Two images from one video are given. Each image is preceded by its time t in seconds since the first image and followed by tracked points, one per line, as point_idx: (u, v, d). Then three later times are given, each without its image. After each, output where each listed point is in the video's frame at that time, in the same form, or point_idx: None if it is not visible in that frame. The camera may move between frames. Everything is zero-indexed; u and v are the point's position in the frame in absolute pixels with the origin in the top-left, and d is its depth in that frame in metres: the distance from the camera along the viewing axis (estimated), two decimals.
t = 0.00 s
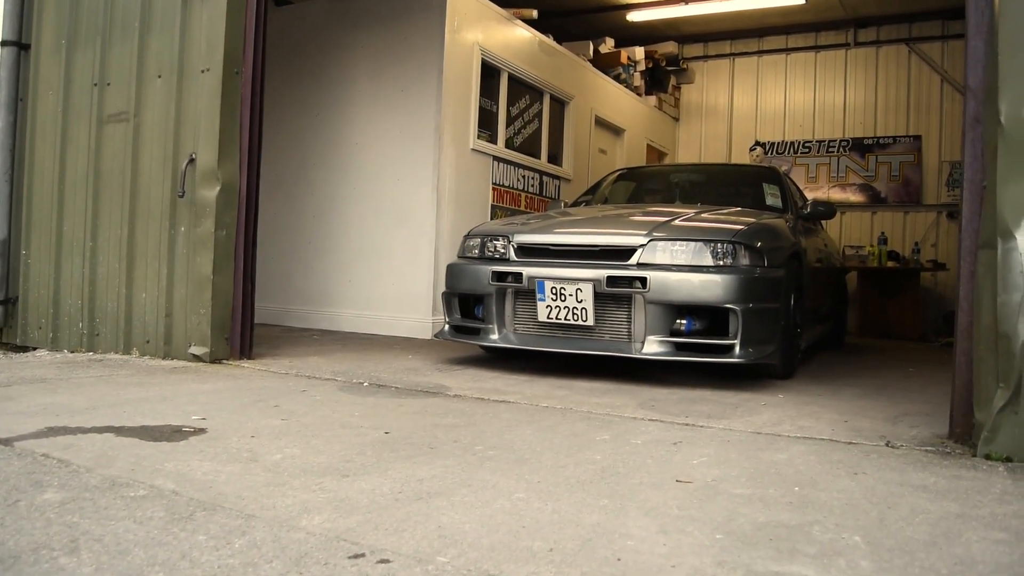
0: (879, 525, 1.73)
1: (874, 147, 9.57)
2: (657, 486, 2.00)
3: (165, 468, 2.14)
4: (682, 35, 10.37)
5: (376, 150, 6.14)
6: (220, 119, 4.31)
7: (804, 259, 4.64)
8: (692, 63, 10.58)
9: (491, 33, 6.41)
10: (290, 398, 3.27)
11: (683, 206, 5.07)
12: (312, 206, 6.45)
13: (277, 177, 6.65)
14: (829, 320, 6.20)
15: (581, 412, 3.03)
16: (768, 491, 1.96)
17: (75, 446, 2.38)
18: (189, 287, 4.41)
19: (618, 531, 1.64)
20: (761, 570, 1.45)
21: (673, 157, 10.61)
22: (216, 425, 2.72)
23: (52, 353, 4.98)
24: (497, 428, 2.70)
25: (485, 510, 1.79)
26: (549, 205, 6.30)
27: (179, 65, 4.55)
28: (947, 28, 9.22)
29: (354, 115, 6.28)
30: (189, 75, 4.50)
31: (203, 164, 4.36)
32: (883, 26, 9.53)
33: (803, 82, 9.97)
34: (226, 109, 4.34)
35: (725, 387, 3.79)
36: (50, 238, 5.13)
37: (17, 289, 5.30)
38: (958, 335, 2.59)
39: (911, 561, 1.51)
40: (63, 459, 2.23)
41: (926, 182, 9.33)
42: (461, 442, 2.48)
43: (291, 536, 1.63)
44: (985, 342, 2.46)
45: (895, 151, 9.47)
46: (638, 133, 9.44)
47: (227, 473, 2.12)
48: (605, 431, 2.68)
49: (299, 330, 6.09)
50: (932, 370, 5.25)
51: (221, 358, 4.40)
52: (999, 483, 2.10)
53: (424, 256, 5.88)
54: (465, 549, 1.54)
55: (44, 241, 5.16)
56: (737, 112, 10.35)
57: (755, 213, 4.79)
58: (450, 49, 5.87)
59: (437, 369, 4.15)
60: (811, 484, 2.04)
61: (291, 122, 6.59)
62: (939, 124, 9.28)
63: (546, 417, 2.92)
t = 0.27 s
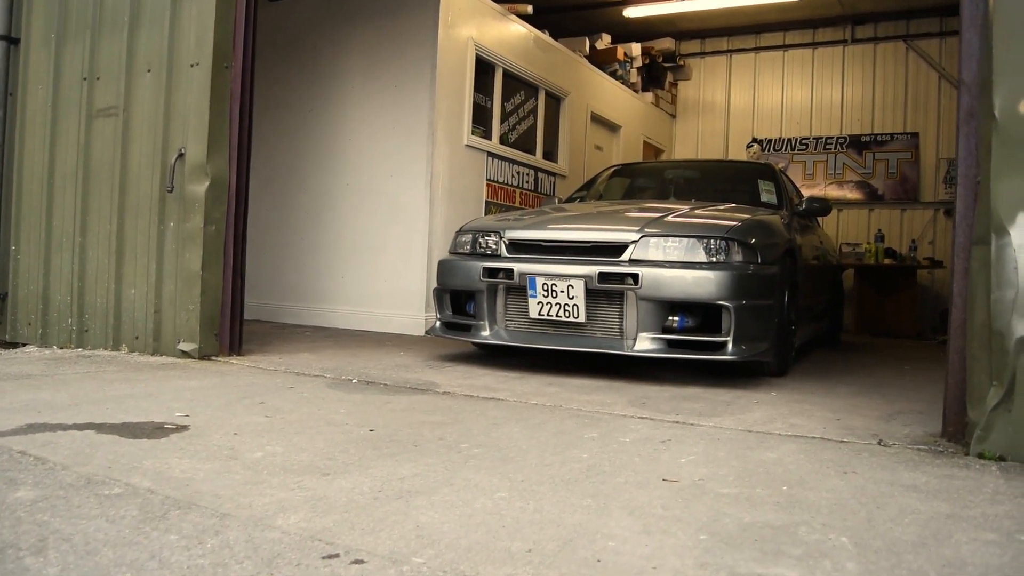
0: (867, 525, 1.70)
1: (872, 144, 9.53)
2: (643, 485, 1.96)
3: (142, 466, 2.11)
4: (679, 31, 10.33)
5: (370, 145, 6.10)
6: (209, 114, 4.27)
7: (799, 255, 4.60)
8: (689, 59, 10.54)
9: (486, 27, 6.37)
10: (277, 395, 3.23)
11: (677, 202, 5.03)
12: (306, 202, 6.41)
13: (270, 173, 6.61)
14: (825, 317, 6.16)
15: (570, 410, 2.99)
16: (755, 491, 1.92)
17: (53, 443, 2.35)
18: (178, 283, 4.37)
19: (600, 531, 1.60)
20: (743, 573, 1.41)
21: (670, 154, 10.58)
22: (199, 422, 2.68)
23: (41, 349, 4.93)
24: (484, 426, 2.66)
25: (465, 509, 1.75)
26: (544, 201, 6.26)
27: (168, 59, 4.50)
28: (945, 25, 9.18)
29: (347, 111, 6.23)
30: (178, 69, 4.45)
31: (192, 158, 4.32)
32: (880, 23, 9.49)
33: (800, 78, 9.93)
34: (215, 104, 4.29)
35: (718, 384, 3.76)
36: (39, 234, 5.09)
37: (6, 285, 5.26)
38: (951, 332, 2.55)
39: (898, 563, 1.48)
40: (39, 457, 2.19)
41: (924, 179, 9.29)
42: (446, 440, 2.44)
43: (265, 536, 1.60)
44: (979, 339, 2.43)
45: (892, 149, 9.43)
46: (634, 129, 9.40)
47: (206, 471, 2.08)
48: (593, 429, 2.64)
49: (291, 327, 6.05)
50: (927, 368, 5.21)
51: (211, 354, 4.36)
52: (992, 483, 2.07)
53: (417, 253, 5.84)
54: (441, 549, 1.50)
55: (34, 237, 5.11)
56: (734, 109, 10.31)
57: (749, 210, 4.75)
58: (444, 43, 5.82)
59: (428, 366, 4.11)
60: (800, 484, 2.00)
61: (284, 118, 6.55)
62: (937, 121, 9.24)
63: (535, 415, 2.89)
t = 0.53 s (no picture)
0: (857, 532, 1.65)
1: (869, 144, 9.50)
2: (629, 489, 1.91)
3: (116, 469, 2.06)
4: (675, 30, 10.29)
5: (362, 144, 6.05)
6: (197, 111, 4.21)
7: (793, 255, 4.55)
8: (686, 58, 10.50)
9: (480, 25, 6.32)
10: (262, 396, 3.18)
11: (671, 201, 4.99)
12: (298, 201, 6.36)
13: (263, 172, 6.55)
14: (821, 318, 6.11)
15: (559, 411, 2.94)
16: (744, 495, 1.88)
17: (28, 445, 2.29)
18: (165, 282, 4.30)
19: (581, 538, 1.56)
20: None
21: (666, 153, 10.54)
22: (179, 423, 2.63)
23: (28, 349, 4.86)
24: (470, 428, 2.61)
25: (444, 514, 1.70)
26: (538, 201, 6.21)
27: (156, 55, 4.43)
28: (943, 24, 9.14)
29: (340, 109, 6.18)
30: (166, 66, 4.38)
31: (180, 156, 4.25)
32: (877, 22, 9.46)
33: (797, 78, 9.90)
34: (203, 102, 4.22)
35: (711, 386, 3.71)
36: (27, 234, 5.01)
37: None
38: (945, 333, 2.50)
39: (888, 572, 1.43)
40: (12, 459, 2.14)
41: (921, 179, 9.26)
42: (430, 442, 2.39)
43: (235, 542, 1.55)
44: (974, 340, 2.37)
45: (889, 148, 9.40)
46: (630, 129, 9.36)
47: (181, 474, 2.03)
48: (581, 431, 2.59)
49: (282, 327, 6.00)
50: (924, 369, 5.17)
51: (198, 355, 4.30)
52: (987, 487, 2.02)
53: (409, 252, 5.79)
54: (416, 557, 1.45)
55: (21, 237, 5.04)
56: (731, 108, 10.26)
57: (744, 209, 4.71)
58: (437, 41, 5.77)
59: (418, 366, 4.06)
60: (789, 488, 1.95)
61: (277, 116, 6.50)
62: (934, 121, 9.21)
63: (523, 416, 2.84)
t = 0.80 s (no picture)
0: (848, 539, 1.59)
1: (866, 144, 9.46)
2: (614, 495, 1.86)
3: (89, 475, 2.00)
4: (672, 30, 10.24)
5: (355, 143, 5.99)
6: (184, 110, 4.11)
7: (788, 255, 4.50)
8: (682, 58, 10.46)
9: (473, 24, 6.27)
10: (246, 398, 3.11)
11: (665, 200, 4.94)
12: (290, 201, 6.29)
13: (256, 172, 6.47)
14: (817, 319, 6.07)
15: (547, 414, 2.89)
16: (732, 501, 1.82)
17: None
18: (151, 282, 4.21)
19: (562, 547, 1.50)
20: None
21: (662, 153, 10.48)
22: (158, 427, 2.57)
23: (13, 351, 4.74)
24: (456, 431, 2.55)
25: (422, 521, 1.65)
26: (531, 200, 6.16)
27: (144, 52, 4.33)
28: (940, 24, 9.11)
29: (333, 108, 6.11)
30: (152, 63, 4.29)
31: (167, 155, 4.16)
32: (874, 22, 9.42)
33: (794, 78, 9.86)
34: (190, 100, 4.13)
35: (704, 388, 3.66)
36: (12, 234, 4.89)
37: None
38: (941, 335, 2.45)
39: None
40: None
41: (918, 179, 9.22)
42: (414, 445, 2.33)
43: (204, 551, 1.50)
44: (970, 342, 2.32)
45: (886, 149, 9.36)
46: (626, 129, 9.32)
47: (155, 480, 1.97)
48: (569, 434, 2.54)
49: (274, 328, 5.93)
50: (920, 370, 5.13)
51: (185, 356, 4.21)
52: (982, 492, 1.97)
53: (401, 252, 5.74)
54: (389, 567, 1.40)
55: (7, 237, 4.92)
56: (726, 108, 10.23)
57: (738, 208, 4.66)
58: (430, 39, 5.72)
59: (407, 368, 4.01)
60: (779, 493, 1.90)
61: (269, 115, 6.43)
62: (931, 121, 9.17)
63: (510, 419, 2.78)
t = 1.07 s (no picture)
0: (833, 550, 1.55)
1: (858, 145, 9.44)
2: (595, 503, 1.81)
3: (56, 482, 1.94)
4: (664, 30, 10.21)
5: (343, 143, 5.94)
6: (167, 108, 4.02)
7: (779, 257, 4.46)
8: (674, 58, 10.43)
9: (463, 23, 6.22)
10: (225, 401, 3.05)
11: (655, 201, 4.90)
12: (278, 201, 6.23)
13: (244, 172, 6.40)
14: (808, 320, 6.03)
15: (532, 418, 2.84)
16: (716, 510, 1.77)
17: None
18: (133, 284, 4.11)
19: (537, 559, 1.46)
20: None
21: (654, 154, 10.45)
22: (133, 432, 2.51)
23: None
24: (437, 436, 2.50)
25: (395, 531, 1.60)
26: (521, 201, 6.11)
27: (126, 50, 4.23)
28: (932, 24, 9.09)
29: (322, 107, 6.05)
30: (135, 61, 4.19)
31: (149, 154, 4.06)
32: (867, 22, 9.40)
33: (786, 78, 9.83)
34: (172, 99, 4.04)
35: (692, 391, 3.61)
36: None
37: None
38: (931, 338, 2.41)
39: None
40: None
41: (910, 180, 9.20)
42: (393, 451, 2.28)
43: (167, 563, 1.45)
44: (960, 346, 2.28)
45: (879, 149, 9.34)
46: (617, 130, 9.29)
47: (124, 487, 1.91)
48: (552, 439, 2.49)
49: (260, 329, 5.87)
50: (911, 372, 5.09)
51: (168, 358, 4.13)
52: (972, 500, 1.93)
53: (389, 253, 5.70)
54: None
55: None
56: (718, 108, 10.21)
57: (728, 209, 4.62)
58: (419, 38, 5.66)
59: (392, 370, 3.95)
60: (765, 502, 1.85)
61: (258, 114, 6.36)
62: (923, 121, 9.16)
63: (494, 424, 2.73)
